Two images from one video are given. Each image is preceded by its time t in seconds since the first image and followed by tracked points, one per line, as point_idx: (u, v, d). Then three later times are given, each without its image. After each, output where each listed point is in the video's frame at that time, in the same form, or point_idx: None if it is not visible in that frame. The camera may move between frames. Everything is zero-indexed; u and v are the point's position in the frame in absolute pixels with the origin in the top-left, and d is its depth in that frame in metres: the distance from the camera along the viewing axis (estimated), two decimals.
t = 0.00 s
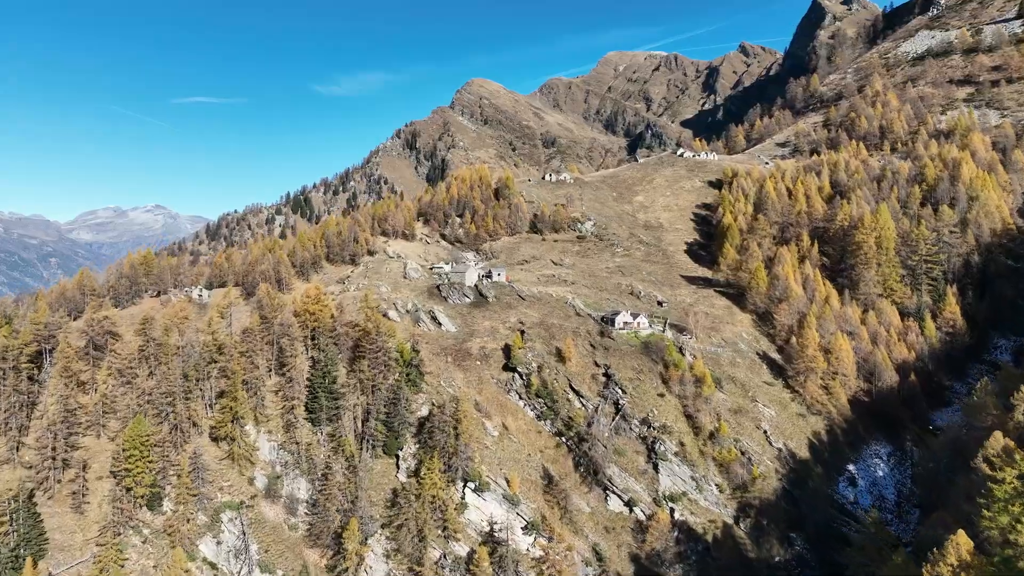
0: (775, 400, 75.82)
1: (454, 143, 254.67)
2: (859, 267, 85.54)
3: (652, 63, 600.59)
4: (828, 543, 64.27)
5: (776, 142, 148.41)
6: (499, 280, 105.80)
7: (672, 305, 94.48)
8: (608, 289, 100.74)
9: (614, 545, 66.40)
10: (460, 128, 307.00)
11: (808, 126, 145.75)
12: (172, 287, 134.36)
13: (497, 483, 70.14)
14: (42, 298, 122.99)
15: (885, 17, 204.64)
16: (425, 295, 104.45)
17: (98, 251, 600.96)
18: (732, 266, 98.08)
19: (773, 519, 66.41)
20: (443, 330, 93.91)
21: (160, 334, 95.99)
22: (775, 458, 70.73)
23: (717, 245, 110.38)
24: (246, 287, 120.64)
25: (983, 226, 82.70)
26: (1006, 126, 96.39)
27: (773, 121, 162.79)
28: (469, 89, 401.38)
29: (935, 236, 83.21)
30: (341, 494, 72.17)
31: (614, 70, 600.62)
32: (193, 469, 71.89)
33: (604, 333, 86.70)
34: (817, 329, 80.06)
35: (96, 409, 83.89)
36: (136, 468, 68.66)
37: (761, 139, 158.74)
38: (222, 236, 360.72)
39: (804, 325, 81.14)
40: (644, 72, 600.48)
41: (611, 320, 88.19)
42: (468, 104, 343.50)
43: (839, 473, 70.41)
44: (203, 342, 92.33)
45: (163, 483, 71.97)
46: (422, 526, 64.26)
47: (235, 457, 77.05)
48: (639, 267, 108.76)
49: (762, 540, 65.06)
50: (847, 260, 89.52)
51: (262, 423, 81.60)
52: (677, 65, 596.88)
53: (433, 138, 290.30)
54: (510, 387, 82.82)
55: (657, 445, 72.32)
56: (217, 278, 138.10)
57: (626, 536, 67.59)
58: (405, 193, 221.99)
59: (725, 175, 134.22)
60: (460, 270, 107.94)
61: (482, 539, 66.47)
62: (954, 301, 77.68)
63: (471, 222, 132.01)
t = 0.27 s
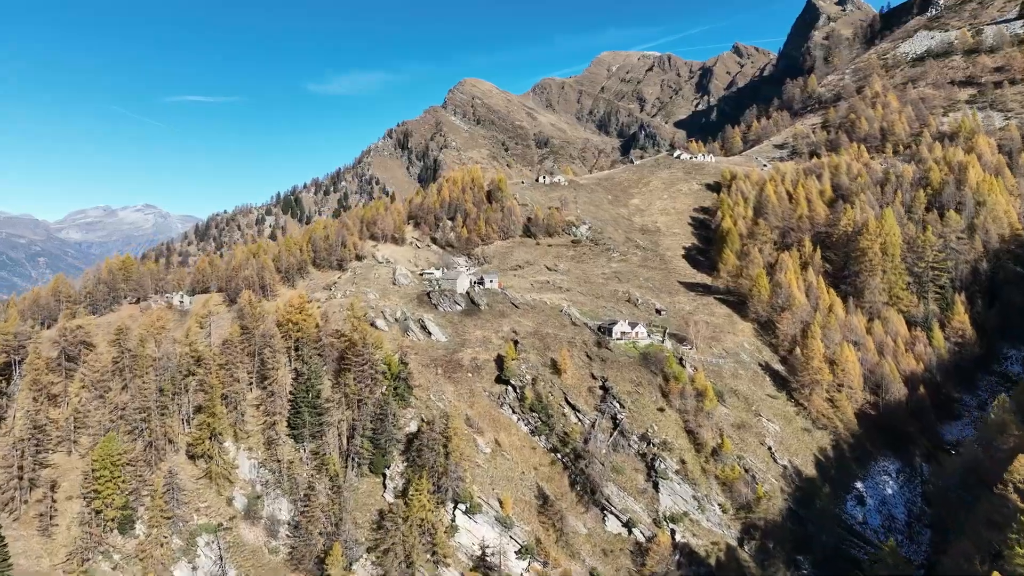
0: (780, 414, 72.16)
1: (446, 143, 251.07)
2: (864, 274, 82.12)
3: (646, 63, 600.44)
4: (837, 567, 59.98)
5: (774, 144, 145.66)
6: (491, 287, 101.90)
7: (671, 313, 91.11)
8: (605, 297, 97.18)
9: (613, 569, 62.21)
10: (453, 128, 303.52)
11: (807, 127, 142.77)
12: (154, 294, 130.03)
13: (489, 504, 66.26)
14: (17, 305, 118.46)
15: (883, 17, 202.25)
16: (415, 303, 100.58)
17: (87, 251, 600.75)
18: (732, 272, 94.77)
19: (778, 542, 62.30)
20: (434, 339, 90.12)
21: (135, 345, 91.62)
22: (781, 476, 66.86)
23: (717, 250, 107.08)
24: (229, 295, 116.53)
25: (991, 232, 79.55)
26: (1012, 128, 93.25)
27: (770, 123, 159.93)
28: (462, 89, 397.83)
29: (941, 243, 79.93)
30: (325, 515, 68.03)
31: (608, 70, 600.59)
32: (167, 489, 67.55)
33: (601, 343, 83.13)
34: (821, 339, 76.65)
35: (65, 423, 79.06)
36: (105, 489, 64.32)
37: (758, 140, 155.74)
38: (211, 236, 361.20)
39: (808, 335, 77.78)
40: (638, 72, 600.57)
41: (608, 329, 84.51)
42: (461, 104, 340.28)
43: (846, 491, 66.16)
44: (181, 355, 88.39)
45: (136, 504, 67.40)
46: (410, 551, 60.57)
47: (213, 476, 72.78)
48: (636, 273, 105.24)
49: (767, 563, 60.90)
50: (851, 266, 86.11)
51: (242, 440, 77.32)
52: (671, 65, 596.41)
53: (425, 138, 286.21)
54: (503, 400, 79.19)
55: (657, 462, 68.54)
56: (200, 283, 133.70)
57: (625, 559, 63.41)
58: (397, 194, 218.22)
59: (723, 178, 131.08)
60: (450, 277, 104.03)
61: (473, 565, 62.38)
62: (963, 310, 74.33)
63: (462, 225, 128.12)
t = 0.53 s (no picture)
0: (778, 427, 69.18)
1: (433, 142, 247.06)
2: (862, 281, 79.60)
3: (634, 63, 600.61)
4: None
5: (766, 145, 143.53)
6: (478, 293, 98.15)
7: (664, 320, 88.01)
8: (595, 303, 93.89)
9: None
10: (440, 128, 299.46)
11: (799, 129, 140.91)
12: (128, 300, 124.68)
13: (475, 526, 62.59)
14: None
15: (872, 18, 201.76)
16: (399, 310, 96.53)
17: (69, 251, 601.01)
18: (726, 278, 91.95)
19: (779, 564, 59.11)
20: (418, 349, 86.25)
21: (101, 355, 86.50)
22: (780, 493, 63.75)
23: (710, 254, 104.26)
24: (205, 301, 111.67)
25: (992, 236, 77.46)
26: (1009, 130, 91.47)
27: (761, 123, 157.97)
28: (449, 88, 393.54)
29: (941, 248, 77.70)
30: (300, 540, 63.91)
31: (595, 70, 600.52)
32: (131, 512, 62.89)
33: (591, 352, 79.40)
34: (820, 349, 73.93)
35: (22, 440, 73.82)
36: (64, 513, 59.10)
37: (749, 142, 153.66)
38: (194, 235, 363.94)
39: (806, 344, 74.94)
40: (625, 73, 600.69)
41: (600, 338, 80.91)
42: (448, 104, 336.28)
43: (847, 508, 63.36)
44: (150, 366, 83.26)
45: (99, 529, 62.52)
46: None
47: (182, 496, 67.94)
48: (628, 278, 102.11)
49: None
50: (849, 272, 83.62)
51: (213, 457, 72.62)
52: (659, 65, 596.91)
53: (411, 137, 281.69)
54: (490, 414, 75.49)
55: (651, 479, 65.04)
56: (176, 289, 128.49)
57: None
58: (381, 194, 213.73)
59: (715, 180, 128.57)
60: (435, 283, 100.19)
61: None
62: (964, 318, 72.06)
63: (448, 228, 124.30)
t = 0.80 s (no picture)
0: (775, 442, 66.22)
1: (416, 142, 242.53)
2: (859, 288, 77.25)
3: (619, 63, 600.53)
4: None
5: (755, 147, 141.65)
6: (462, 301, 94.15)
7: (655, 328, 84.82)
8: (583, 311, 90.43)
9: None
10: (425, 127, 294.79)
11: (788, 131, 139.15)
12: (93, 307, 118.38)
13: (457, 552, 58.65)
14: None
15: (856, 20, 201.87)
16: (379, 318, 92.19)
17: (48, 250, 600.49)
18: (718, 284, 89.08)
19: None
20: (398, 360, 82.15)
21: (59, 366, 80.69)
22: (779, 512, 60.28)
23: (700, 259, 101.41)
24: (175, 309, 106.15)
25: (990, 242, 75.61)
26: (1004, 132, 90.12)
27: (749, 125, 156.06)
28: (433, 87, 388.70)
29: (939, 254, 75.69)
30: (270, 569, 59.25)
31: (580, 70, 600.46)
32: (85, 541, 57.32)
33: (580, 363, 75.91)
34: (817, 358, 71.30)
35: None
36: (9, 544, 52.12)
37: (738, 143, 151.61)
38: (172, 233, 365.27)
39: (802, 355, 72.28)
40: (611, 73, 600.64)
41: (588, 348, 77.24)
42: (432, 103, 331.90)
43: (848, 527, 60.10)
44: (111, 379, 77.68)
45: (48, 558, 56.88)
46: None
47: (145, 521, 62.11)
48: (616, 284, 98.91)
49: None
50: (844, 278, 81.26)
51: (178, 478, 67.38)
52: (644, 65, 597.83)
53: (395, 137, 276.65)
54: (475, 429, 71.71)
55: (643, 500, 61.29)
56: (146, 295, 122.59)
57: None
58: (363, 195, 208.84)
59: (705, 182, 126.03)
60: (417, 289, 95.89)
61: None
62: (964, 326, 69.96)
63: (431, 231, 120.16)
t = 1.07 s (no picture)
0: (767, 456, 63.48)
1: (395, 142, 237.50)
2: (850, 294, 75.20)
3: (600, 63, 601.02)
4: None
5: (738, 149, 140.07)
6: (440, 308, 89.86)
7: (641, 336, 81.77)
8: (566, 318, 86.90)
9: None
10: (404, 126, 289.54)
11: (771, 132, 137.68)
12: (47, 314, 111.09)
13: None
14: None
15: (835, 22, 202.67)
16: (351, 327, 87.43)
17: (18, 251, 601.12)
18: (705, 289, 86.36)
19: None
20: (371, 372, 77.66)
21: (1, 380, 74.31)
22: (772, 531, 57.34)
23: (685, 263, 98.61)
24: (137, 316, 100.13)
25: (981, 246, 74.26)
26: (992, 134, 89.44)
27: (732, 125, 154.37)
28: (413, 86, 382.96)
29: (931, 259, 74.07)
30: None
31: (561, 70, 600.39)
32: None
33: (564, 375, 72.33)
34: (808, 368, 68.90)
35: None
36: None
37: (721, 144, 149.71)
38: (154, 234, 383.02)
39: (793, 364, 69.77)
40: (591, 73, 600.71)
41: (572, 358, 73.57)
42: (412, 102, 326.63)
43: (843, 545, 57.35)
44: (61, 393, 71.26)
45: None
46: None
47: (94, 550, 56.43)
48: (600, 290, 95.70)
49: None
50: (834, 284, 79.21)
51: (133, 501, 61.52)
52: (624, 66, 599.71)
53: (373, 136, 270.67)
54: (452, 445, 67.50)
55: (631, 520, 57.50)
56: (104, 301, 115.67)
57: None
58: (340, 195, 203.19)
59: (689, 184, 123.63)
60: (393, 296, 91.31)
61: None
62: (958, 334, 68.25)
63: (408, 234, 115.70)
